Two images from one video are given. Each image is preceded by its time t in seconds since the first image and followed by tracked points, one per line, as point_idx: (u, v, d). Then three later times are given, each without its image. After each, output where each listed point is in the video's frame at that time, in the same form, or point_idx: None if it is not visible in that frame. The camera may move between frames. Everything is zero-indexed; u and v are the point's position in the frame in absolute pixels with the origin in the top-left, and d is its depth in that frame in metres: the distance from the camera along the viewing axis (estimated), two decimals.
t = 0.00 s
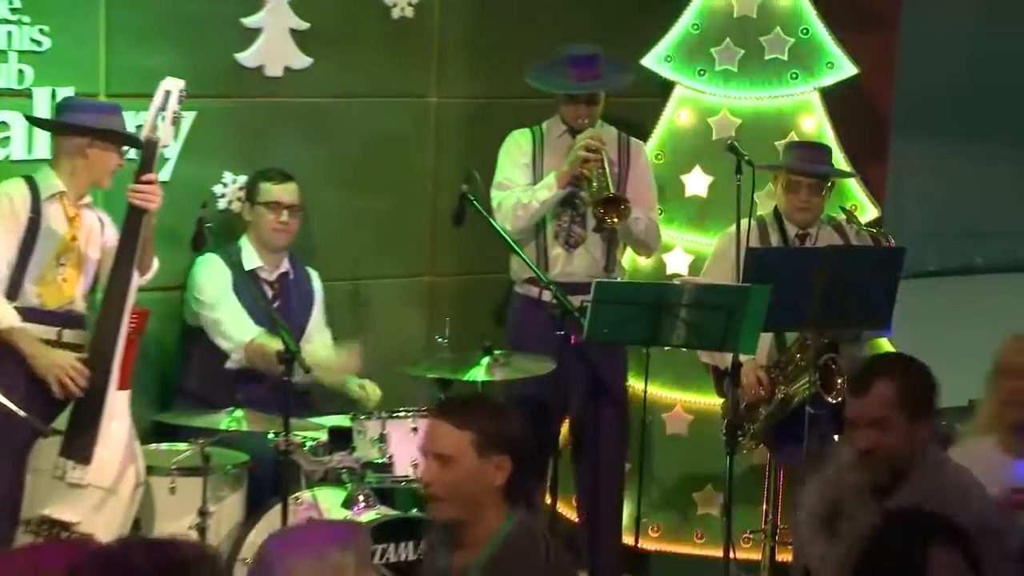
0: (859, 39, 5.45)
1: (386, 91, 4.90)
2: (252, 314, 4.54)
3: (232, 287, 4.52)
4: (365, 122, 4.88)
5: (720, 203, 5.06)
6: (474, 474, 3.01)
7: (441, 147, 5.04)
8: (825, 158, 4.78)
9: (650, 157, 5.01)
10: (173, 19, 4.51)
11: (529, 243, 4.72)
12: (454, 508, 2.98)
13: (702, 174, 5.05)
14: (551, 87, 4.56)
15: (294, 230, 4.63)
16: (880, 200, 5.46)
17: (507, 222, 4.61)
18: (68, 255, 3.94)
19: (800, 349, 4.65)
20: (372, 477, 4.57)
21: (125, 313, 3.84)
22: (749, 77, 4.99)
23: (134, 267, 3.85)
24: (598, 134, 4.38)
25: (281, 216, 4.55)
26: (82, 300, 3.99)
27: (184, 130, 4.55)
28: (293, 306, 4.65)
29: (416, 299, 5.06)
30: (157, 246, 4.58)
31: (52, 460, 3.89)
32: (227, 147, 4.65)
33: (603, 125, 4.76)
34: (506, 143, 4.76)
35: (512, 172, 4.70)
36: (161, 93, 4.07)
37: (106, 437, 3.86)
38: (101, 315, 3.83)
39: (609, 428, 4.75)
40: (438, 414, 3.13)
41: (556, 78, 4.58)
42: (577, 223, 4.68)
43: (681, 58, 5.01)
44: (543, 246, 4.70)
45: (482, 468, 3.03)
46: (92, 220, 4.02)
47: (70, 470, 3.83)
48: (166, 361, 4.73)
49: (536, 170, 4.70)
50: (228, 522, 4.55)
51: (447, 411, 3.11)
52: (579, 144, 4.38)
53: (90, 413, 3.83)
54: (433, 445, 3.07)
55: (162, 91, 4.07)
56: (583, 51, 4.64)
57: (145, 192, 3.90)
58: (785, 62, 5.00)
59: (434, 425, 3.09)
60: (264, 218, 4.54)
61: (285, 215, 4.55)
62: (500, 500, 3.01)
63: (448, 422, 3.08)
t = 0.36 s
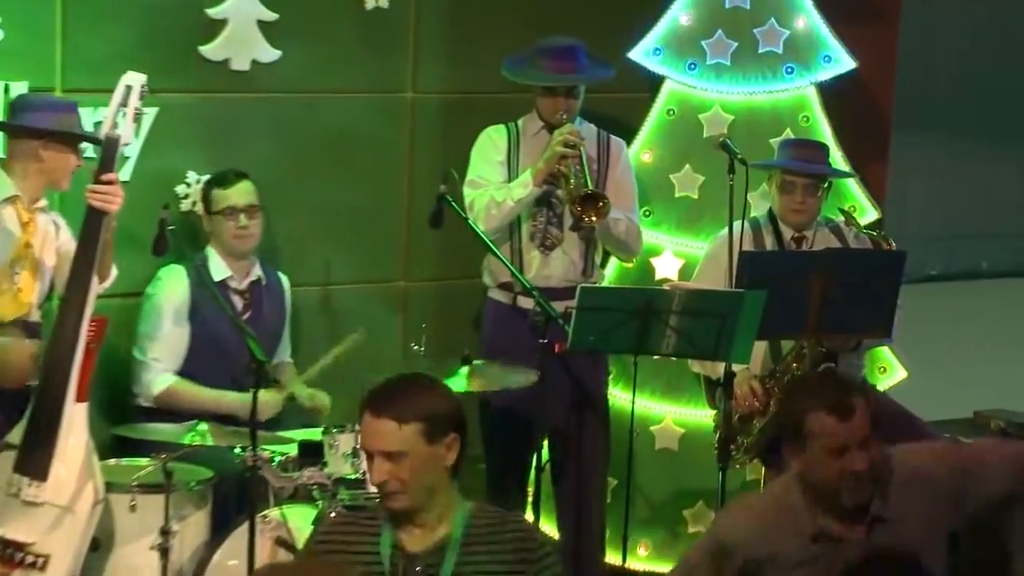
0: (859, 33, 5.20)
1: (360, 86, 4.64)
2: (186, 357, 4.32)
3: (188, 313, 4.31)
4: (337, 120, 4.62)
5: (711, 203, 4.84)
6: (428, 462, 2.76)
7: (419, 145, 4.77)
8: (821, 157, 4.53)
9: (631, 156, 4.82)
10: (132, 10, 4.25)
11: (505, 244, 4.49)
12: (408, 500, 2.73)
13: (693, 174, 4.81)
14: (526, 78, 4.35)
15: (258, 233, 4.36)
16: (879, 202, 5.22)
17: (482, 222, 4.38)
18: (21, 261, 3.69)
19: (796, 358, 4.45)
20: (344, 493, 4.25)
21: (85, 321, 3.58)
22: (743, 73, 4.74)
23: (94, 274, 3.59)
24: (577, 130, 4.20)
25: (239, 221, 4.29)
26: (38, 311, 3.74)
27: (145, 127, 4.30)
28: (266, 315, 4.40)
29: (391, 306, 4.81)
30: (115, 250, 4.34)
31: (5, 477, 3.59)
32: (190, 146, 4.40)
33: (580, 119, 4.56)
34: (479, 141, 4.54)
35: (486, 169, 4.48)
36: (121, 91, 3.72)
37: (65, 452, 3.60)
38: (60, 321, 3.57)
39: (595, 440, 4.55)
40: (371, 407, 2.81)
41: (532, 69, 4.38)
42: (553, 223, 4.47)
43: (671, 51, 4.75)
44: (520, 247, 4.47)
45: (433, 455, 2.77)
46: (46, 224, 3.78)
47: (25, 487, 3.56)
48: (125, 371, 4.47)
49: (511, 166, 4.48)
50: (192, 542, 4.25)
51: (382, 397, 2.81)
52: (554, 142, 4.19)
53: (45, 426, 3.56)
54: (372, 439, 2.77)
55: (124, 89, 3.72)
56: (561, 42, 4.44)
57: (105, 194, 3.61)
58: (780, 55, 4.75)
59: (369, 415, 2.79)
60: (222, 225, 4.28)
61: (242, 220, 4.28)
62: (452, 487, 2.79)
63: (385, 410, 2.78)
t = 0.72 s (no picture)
0: (858, 27, 4.97)
1: (332, 81, 4.39)
2: (142, 365, 4.15)
3: (148, 321, 4.13)
4: (308, 117, 4.38)
5: (704, 208, 4.60)
6: (418, 471, 2.56)
7: (396, 143, 4.53)
8: (819, 157, 4.31)
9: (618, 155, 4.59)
10: None
11: (487, 248, 4.25)
12: (392, 510, 2.53)
13: (684, 174, 4.59)
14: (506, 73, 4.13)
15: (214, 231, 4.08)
16: (879, 204, 4.98)
17: (463, 225, 4.14)
18: None
19: (794, 370, 4.21)
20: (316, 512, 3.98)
21: (42, 333, 3.30)
22: (736, 67, 4.52)
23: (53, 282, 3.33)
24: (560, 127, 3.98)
25: (182, 216, 4.03)
26: None
27: (104, 126, 4.06)
28: (232, 321, 4.18)
29: (366, 314, 4.56)
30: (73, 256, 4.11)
31: None
32: (152, 145, 4.16)
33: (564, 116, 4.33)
34: (458, 141, 4.30)
35: (466, 170, 4.24)
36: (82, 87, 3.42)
37: (23, 470, 3.31)
38: (16, 327, 3.29)
39: (584, 454, 4.29)
40: (362, 405, 2.61)
41: (513, 64, 4.17)
42: (538, 226, 4.23)
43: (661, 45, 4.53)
44: (503, 252, 4.24)
45: (424, 464, 2.57)
46: None
47: None
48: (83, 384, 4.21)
49: (492, 166, 4.25)
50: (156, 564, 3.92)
51: (373, 396, 2.62)
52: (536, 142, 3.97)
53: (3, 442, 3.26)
54: (361, 440, 2.57)
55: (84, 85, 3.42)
56: (543, 34, 4.22)
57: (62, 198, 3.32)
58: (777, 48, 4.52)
59: (359, 414, 2.60)
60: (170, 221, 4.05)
61: (183, 215, 4.01)
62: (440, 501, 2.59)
63: (377, 411, 2.59)
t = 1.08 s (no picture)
0: (854, 25, 4.80)
1: (308, 81, 4.23)
2: (112, 378, 3.93)
3: (117, 331, 3.93)
4: (284, 118, 4.21)
5: (696, 212, 4.44)
6: (416, 524, 2.37)
7: (376, 146, 4.36)
8: (815, 159, 4.14)
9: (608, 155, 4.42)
10: None
11: (472, 253, 4.08)
12: (392, 567, 2.35)
13: (676, 177, 4.43)
14: (491, 71, 3.95)
15: (189, 243, 3.92)
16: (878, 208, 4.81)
17: (443, 228, 3.97)
18: None
19: (789, 379, 4.03)
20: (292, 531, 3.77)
21: None
22: (729, 65, 4.37)
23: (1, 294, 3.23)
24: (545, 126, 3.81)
25: (158, 230, 3.87)
26: None
27: (70, 128, 3.91)
28: (205, 330, 4.00)
29: (344, 323, 4.39)
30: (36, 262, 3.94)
31: None
32: (119, 146, 3.98)
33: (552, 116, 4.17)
34: (441, 142, 4.13)
35: (449, 172, 4.07)
36: (26, 86, 3.27)
37: None
38: None
39: (571, 466, 4.13)
40: (356, 457, 2.42)
41: (498, 61, 3.98)
42: (523, 229, 4.06)
43: (651, 41, 4.35)
44: (488, 257, 4.06)
45: (425, 516, 2.38)
46: None
47: None
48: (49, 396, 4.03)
49: (477, 168, 4.08)
50: None
51: (368, 446, 2.43)
52: (521, 142, 3.80)
53: None
54: (355, 497, 2.39)
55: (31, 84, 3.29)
56: (530, 30, 4.03)
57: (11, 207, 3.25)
58: (772, 46, 4.36)
59: (353, 468, 2.42)
60: (143, 236, 3.88)
61: (159, 229, 3.85)
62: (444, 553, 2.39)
63: (372, 466, 2.40)
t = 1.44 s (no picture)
0: (847, 24, 4.72)
1: (290, 81, 4.14)
2: (91, 386, 3.81)
3: (99, 338, 3.81)
4: (267, 119, 4.12)
5: (688, 216, 4.36)
6: (388, 563, 2.21)
7: (360, 147, 4.27)
8: (809, 161, 4.06)
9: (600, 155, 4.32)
10: None
11: (461, 256, 3.99)
12: None
13: (669, 179, 4.34)
14: (484, 71, 3.86)
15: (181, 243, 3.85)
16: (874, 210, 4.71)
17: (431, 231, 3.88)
18: None
19: (784, 386, 3.96)
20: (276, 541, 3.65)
21: None
22: (723, 65, 4.29)
23: None
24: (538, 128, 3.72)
25: (163, 226, 3.77)
26: None
27: (47, 128, 3.81)
28: (189, 336, 3.91)
29: (327, 329, 4.30)
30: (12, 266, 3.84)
31: None
32: (97, 147, 3.88)
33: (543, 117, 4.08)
34: (429, 144, 4.04)
35: (438, 174, 3.98)
36: None
37: None
38: None
39: (561, 474, 4.05)
40: (312, 505, 2.23)
41: (492, 62, 3.89)
42: (514, 233, 3.97)
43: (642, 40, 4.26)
44: (477, 262, 3.97)
45: (393, 552, 2.22)
46: None
47: None
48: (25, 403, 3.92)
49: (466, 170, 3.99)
50: None
51: (324, 486, 2.25)
52: (514, 143, 3.71)
53: None
54: (320, 544, 2.20)
55: None
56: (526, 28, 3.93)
57: None
58: (767, 45, 4.28)
59: (311, 513, 2.22)
60: (142, 232, 3.75)
61: (166, 225, 3.76)
62: None
63: (332, 509, 2.22)
